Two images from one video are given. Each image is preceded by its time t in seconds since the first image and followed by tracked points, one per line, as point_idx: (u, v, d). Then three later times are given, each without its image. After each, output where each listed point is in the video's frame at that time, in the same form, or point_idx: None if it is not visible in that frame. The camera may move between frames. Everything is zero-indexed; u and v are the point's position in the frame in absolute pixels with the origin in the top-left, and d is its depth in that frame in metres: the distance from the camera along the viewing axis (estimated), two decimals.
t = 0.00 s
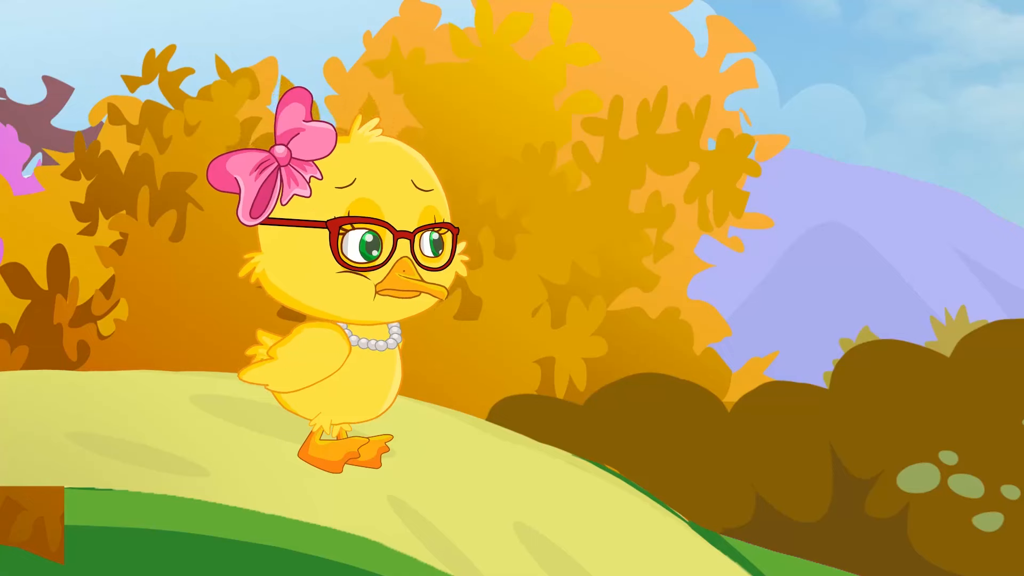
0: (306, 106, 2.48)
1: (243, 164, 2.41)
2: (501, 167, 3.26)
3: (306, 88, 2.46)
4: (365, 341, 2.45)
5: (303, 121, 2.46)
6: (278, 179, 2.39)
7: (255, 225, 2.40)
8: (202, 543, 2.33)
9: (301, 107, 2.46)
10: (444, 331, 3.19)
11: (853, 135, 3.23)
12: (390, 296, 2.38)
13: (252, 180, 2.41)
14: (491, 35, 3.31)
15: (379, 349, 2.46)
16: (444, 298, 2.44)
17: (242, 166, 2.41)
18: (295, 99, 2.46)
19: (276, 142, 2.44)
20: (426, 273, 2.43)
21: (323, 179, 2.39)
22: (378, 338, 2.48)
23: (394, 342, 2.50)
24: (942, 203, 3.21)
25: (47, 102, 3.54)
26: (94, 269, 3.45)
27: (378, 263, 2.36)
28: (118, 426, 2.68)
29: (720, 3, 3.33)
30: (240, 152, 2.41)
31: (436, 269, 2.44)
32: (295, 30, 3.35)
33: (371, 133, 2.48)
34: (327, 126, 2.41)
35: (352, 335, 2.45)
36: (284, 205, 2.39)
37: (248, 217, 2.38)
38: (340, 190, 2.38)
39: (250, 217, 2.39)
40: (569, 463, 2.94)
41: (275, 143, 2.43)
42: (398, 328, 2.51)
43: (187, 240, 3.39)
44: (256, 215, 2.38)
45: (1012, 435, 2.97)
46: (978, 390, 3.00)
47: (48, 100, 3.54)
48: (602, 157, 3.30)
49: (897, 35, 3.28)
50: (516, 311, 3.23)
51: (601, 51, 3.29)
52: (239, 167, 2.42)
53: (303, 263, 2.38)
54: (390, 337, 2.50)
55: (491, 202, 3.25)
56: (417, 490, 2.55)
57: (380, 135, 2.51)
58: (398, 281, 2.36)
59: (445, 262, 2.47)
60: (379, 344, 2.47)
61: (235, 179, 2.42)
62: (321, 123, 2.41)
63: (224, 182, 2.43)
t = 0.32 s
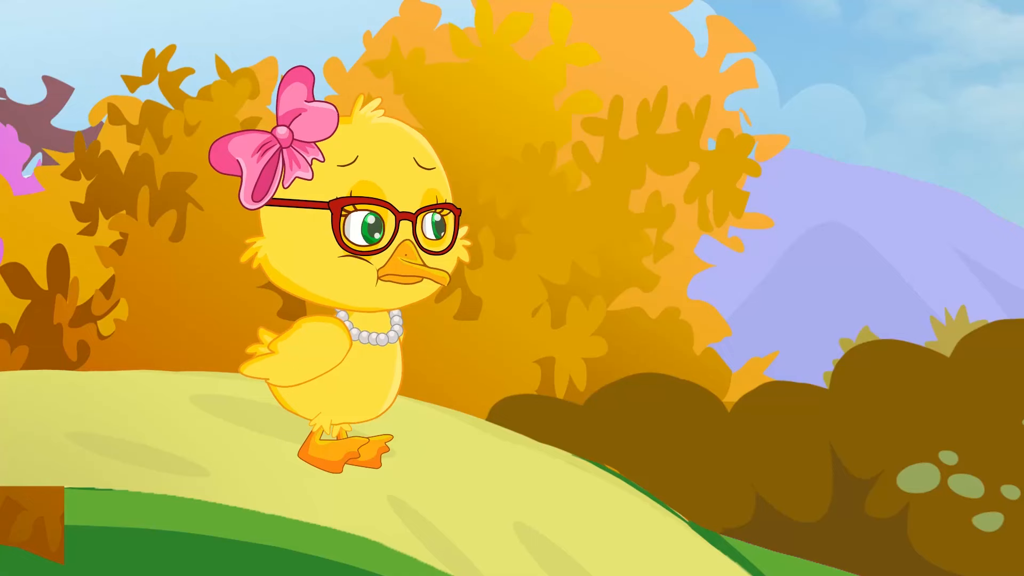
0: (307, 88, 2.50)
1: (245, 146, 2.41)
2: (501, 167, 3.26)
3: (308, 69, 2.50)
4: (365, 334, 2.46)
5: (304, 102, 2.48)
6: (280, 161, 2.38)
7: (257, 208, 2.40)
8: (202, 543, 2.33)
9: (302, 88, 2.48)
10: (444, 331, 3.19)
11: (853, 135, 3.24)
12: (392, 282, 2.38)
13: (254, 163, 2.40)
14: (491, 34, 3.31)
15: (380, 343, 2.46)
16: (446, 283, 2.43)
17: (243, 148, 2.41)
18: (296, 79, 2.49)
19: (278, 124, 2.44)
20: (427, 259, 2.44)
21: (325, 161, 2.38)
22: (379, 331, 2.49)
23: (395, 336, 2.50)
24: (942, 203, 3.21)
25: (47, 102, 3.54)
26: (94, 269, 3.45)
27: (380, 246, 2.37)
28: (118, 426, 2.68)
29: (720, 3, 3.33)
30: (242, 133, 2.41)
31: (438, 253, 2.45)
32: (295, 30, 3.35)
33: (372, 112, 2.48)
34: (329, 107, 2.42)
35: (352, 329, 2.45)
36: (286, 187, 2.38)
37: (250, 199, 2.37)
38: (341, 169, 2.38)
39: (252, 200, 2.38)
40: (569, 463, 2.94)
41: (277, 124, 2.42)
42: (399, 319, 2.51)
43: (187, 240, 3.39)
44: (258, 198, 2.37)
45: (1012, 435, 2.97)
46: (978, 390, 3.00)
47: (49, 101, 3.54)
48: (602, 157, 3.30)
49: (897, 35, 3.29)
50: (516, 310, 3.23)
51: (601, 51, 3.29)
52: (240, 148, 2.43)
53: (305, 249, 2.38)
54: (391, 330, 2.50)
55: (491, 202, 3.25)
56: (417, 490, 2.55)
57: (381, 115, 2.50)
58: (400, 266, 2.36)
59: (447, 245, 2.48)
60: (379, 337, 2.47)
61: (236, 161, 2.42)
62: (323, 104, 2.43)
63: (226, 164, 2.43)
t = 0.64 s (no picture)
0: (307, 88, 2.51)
1: (245, 146, 2.41)
2: (501, 167, 3.26)
3: (308, 69, 2.50)
4: (365, 334, 2.46)
5: (304, 102, 2.48)
6: (280, 161, 2.38)
7: (257, 208, 2.40)
8: (202, 543, 2.33)
9: (302, 87, 2.48)
10: (444, 331, 3.19)
11: (853, 135, 3.24)
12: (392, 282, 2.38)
13: (254, 163, 2.40)
14: (491, 35, 3.31)
15: (380, 343, 2.46)
16: (446, 284, 2.43)
17: (243, 148, 2.41)
18: (296, 79, 2.49)
19: (277, 124, 2.44)
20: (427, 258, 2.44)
21: (325, 161, 2.38)
22: (379, 330, 2.49)
23: (394, 336, 2.50)
24: (942, 203, 3.21)
25: (47, 102, 3.55)
26: (94, 269, 3.44)
27: (380, 246, 2.37)
28: (118, 426, 2.68)
29: (720, 3, 3.33)
30: (241, 133, 2.41)
31: (438, 253, 2.45)
32: (295, 30, 3.36)
33: (372, 112, 2.48)
34: (329, 107, 2.42)
35: (352, 329, 2.45)
36: (286, 187, 2.38)
37: (250, 199, 2.37)
38: (341, 169, 2.38)
39: (252, 200, 2.38)
40: (569, 463, 2.94)
41: (277, 124, 2.42)
42: (399, 319, 2.51)
43: (187, 240, 3.39)
44: (258, 198, 2.38)
45: (1012, 435, 2.97)
46: (978, 390, 3.00)
47: (48, 101, 3.54)
48: (603, 157, 3.30)
49: (897, 35, 3.28)
50: (516, 310, 3.23)
51: (601, 51, 3.29)
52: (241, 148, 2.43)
53: (305, 249, 2.38)
54: (391, 330, 2.50)
55: (491, 202, 3.25)
56: (417, 489, 2.55)
57: (382, 115, 2.50)
58: (400, 266, 2.36)
59: (447, 246, 2.48)
60: (379, 337, 2.47)
61: (236, 161, 2.42)
62: (323, 104, 2.43)
63: (226, 164, 2.43)
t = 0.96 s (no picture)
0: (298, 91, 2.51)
1: (239, 153, 2.42)
2: (501, 167, 3.26)
3: (298, 72, 2.51)
4: (365, 334, 2.46)
5: (296, 105, 2.48)
6: (275, 166, 2.40)
7: (256, 214, 2.41)
8: (202, 543, 2.33)
9: (293, 91, 2.49)
10: (444, 332, 3.19)
11: (853, 135, 3.24)
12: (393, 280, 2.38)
13: (249, 169, 2.42)
14: (491, 35, 3.31)
15: (380, 343, 2.46)
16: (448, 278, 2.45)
17: (237, 155, 2.43)
18: (287, 83, 2.49)
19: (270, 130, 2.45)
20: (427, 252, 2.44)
21: (319, 163, 2.39)
22: (379, 330, 2.49)
23: (395, 335, 2.50)
24: (942, 203, 3.21)
25: (47, 102, 3.54)
26: (94, 269, 3.44)
27: (380, 246, 2.36)
28: (118, 426, 2.68)
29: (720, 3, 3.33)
30: (235, 140, 2.42)
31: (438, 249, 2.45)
32: (295, 30, 3.36)
33: (365, 113, 2.48)
34: (320, 109, 2.43)
35: (353, 329, 2.45)
36: (282, 191, 2.39)
37: (247, 206, 2.39)
38: (336, 172, 2.38)
39: (250, 206, 2.39)
40: (569, 463, 2.94)
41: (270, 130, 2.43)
42: (399, 318, 2.51)
43: (187, 240, 3.39)
44: (255, 203, 2.39)
45: (1012, 435, 2.97)
46: (978, 390, 3.00)
47: (48, 101, 3.54)
48: (602, 157, 3.30)
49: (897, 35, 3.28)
50: (516, 311, 3.23)
51: (601, 51, 3.29)
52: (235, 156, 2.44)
53: (304, 249, 2.38)
54: (391, 330, 2.50)
55: (491, 202, 3.25)
56: (416, 489, 2.55)
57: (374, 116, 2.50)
58: (400, 264, 2.35)
59: (447, 241, 2.48)
60: (379, 337, 2.47)
61: (232, 168, 2.43)
62: (315, 106, 2.44)
63: (222, 172, 2.44)
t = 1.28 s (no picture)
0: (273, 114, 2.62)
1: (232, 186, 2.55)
2: (501, 167, 3.25)
3: (268, 96, 2.62)
4: (374, 328, 2.51)
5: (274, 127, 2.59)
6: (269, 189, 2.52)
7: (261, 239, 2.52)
8: (202, 543, 2.36)
9: (268, 115, 2.60)
10: (444, 331, 3.19)
11: (853, 135, 3.23)
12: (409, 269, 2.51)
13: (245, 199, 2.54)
14: (491, 35, 3.31)
15: (389, 337, 2.50)
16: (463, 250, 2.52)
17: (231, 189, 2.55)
18: (261, 109, 2.60)
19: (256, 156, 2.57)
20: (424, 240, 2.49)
21: (311, 176, 2.49)
22: (388, 325, 2.53)
23: (404, 331, 2.52)
24: (942, 203, 3.20)
25: (47, 102, 3.54)
26: (94, 269, 3.44)
27: (388, 240, 2.46)
28: (118, 426, 2.67)
29: (720, 3, 3.33)
30: (224, 176, 2.55)
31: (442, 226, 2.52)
32: (295, 30, 3.36)
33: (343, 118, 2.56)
34: (297, 124, 2.53)
35: (362, 323, 2.50)
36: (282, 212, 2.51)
37: (252, 234, 2.50)
38: (330, 181, 2.49)
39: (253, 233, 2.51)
40: (568, 463, 2.94)
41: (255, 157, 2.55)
42: (407, 314, 2.53)
43: (187, 240, 3.38)
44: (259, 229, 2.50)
45: (1012, 435, 2.97)
46: (977, 390, 3.00)
47: (48, 100, 3.53)
48: (602, 157, 3.30)
49: (897, 35, 3.28)
50: (516, 311, 3.23)
51: (601, 51, 3.29)
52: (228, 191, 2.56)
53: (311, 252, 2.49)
54: (400, 325, 2.53)
55: (491, 202, 3.25)
56: (417, 489, 2.58)
57: (353, 117, 2.58)
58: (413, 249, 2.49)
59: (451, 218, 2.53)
60: (388, 331, 2.50)
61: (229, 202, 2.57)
62: (291, 123, 2.54)
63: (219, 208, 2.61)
